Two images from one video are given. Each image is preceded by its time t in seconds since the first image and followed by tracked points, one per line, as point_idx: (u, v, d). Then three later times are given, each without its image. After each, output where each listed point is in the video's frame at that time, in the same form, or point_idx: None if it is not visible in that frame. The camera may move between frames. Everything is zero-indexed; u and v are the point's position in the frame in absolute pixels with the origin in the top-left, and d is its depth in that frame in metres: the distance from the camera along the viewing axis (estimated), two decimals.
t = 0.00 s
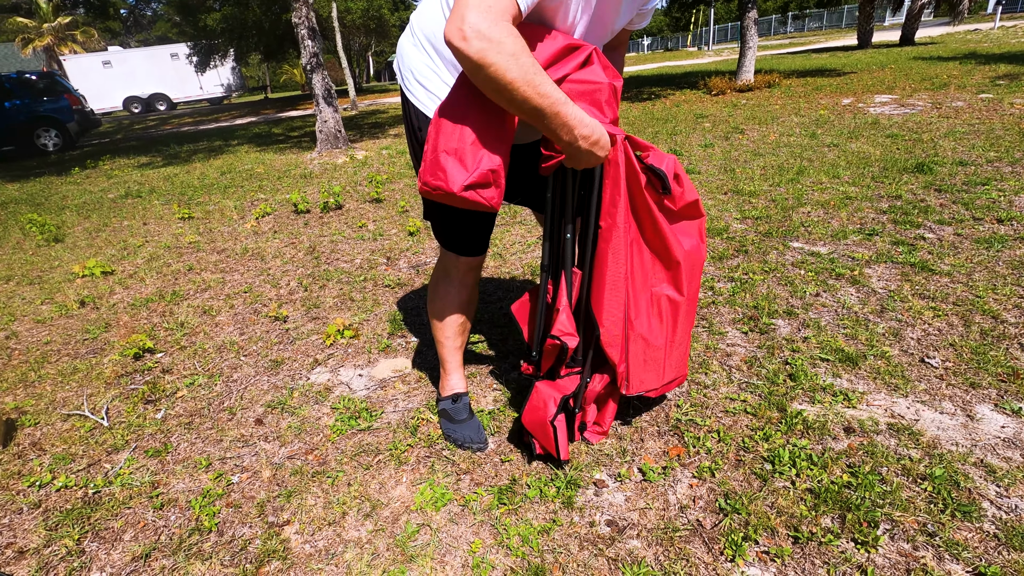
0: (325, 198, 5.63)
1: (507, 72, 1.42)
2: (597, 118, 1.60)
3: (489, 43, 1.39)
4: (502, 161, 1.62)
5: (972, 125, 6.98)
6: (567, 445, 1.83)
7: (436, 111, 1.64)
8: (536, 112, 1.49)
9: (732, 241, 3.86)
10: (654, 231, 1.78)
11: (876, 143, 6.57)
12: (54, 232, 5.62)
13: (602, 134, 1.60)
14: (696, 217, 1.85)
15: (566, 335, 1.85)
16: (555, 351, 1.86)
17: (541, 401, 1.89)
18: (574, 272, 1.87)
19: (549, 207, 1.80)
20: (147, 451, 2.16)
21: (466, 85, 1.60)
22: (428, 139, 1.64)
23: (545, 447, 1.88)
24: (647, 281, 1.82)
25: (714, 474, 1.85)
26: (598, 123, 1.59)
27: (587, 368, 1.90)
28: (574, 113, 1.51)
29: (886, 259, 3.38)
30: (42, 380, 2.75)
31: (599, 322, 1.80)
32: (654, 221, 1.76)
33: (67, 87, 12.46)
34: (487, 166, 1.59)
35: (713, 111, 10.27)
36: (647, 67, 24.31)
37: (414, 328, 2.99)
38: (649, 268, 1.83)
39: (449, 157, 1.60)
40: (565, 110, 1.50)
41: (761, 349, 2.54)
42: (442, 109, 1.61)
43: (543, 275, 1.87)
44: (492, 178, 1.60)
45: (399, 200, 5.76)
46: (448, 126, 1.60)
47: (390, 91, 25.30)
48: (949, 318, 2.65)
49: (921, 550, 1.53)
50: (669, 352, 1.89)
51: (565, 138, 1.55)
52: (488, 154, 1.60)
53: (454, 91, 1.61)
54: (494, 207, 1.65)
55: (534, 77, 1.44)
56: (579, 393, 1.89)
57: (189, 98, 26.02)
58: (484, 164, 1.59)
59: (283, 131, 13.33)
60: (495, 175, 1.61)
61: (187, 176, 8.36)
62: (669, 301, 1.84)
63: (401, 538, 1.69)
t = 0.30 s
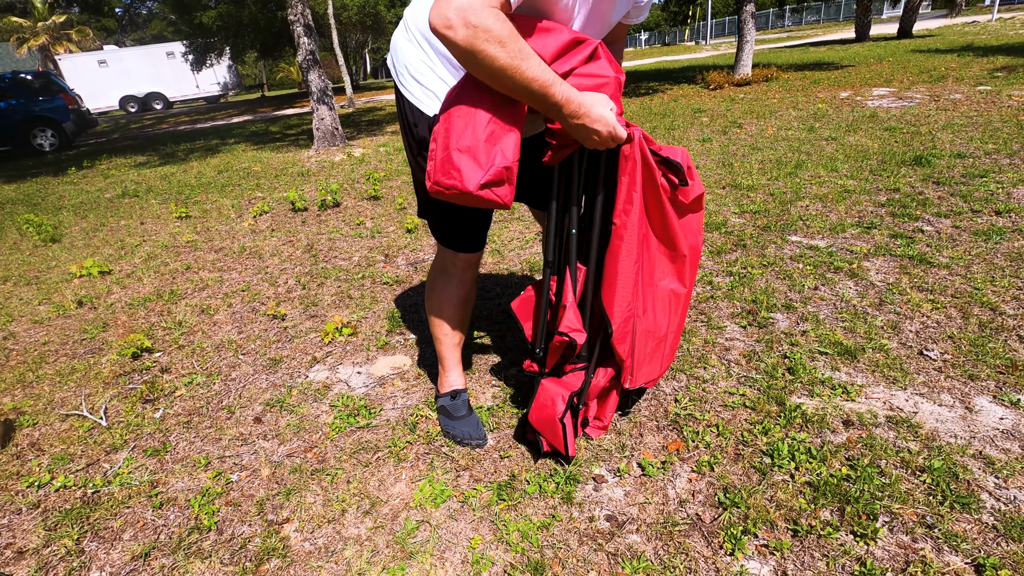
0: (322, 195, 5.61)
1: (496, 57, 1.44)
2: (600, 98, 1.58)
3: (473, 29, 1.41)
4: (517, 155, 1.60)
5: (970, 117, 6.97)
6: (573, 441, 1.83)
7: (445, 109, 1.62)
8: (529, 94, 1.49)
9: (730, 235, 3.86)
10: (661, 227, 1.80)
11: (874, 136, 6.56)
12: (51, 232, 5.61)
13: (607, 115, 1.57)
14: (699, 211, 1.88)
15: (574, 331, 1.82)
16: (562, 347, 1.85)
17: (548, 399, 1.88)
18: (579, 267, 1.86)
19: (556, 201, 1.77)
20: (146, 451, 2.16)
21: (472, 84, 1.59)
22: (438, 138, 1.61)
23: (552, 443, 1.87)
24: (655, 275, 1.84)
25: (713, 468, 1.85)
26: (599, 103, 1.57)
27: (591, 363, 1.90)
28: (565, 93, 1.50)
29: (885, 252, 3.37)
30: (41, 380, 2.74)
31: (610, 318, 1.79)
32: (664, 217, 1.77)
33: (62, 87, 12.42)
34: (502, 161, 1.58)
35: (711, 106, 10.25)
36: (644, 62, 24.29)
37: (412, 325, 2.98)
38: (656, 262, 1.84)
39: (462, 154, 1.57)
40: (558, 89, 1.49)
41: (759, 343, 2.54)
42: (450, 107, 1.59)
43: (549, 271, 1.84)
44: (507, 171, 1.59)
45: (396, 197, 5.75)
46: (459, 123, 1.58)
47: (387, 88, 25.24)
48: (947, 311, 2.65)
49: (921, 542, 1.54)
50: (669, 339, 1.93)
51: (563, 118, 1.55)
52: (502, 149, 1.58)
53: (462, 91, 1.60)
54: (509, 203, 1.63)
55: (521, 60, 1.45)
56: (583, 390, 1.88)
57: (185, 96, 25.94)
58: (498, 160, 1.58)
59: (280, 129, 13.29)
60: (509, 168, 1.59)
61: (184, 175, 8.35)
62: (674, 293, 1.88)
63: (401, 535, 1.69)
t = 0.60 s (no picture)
0: (320, 194, 5.60)
1: (484, 50, 1.45)
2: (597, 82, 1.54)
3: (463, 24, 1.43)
4: (499, 160, 1.60)
5: (968, 114, 6.97)
6: (571, 439, 1.84)
7: (433, 109, 1.62)
8: (521, 85, 1.50)
9: (729, 233, 3.86)
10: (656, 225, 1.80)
11: (872, 133, 6.56)
12: (49, 232, 5.60)
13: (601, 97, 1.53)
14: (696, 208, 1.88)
15: (569, 329, 1.83)
16: (557, 345, 1.85)
17: (543, 397, 1.88)
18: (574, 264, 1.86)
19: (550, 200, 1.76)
20: (145, 451, 2.16)
21: (464, 82, 1.59)
22: (425, 139, 1.63)
23: (550, 441, 1.87)
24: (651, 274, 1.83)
25: (713, 465, 1.85)
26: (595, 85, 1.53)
27: (587, 361, 1.91)
28: (559, 79, 1.50)
29: (884, 248, 3.37)
30: (39, 381, 2.74)
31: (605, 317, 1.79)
32: (659, 217, 1.77)
33: (59, 86, 12.38)
34: (484, 166, 1.58)
35: (709, 103, 10.24)
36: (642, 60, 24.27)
37: (411, 324, 2.98)
38: (652, 260, 1.84)
39: (446, 158, 1.59)
40: (548, 78, 1.49)
41: (759, 341, 2.54)
42: (438, 108, 1.59)
43: (544, 269, 1.84)
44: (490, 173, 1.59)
45: (395, 196, 5.74)
46: (445, 125, 1.58)
47: (386, 86, 25.22)
48: (946, 307, 2.66)
49: (920, 538, 1.54)
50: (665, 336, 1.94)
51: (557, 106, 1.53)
52: (485, 154, 1.58)
53: (452, 92, 1.59)
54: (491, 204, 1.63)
55: (510, 50, 1.45)
56: (580, 388, 1.88)
57: (183, 96, 25.88)
58: (481, 163, 1.58)
59: (278, 127, 13.27)
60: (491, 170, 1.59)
61: (182, 175, 8.33)
62: (670, 292, 1.89)
63: (401, 534, 1.69)
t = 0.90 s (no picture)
0: (320, 194, 5.60)
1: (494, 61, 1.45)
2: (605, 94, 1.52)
3: (469, 35, 1.44)
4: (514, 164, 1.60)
5: (968, 112, 6.97)
6: (573, 438, 1.84)
7: (442, 119, 1.61)
8: (526, 97, 1.50)
9: (729, 232, 3.85)
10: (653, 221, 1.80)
11: (872, 132, 6.55)
12: (49, 233, 5.59)
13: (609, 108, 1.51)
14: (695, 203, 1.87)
15: (571, 327, 1.82)
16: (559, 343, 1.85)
17: (546, 397, 1.87)
18: (575, 263, 1.86)
19: (551, 197, 1.75)
20: (145, 452, 2.15)
21: (468, 88, 1.58)
22: (439, 148, 1.63)
23: (553, 442, 1.87)
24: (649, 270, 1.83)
25: (714, 464, 1.85)
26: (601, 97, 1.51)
27: (588, 360, 1.90)
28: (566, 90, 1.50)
29: (884, 247, 3.37)
30: (39, 382, 2.74)
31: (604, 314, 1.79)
32: (655, 213, 1.77)
33: (58, 87, 12.38)
34: (498, 172, 1.59)
35: (708, 102, 10.23)
36: (641, 59, 24.26)
37: (412, 323, 2.98)
38: (650, 256, 1.84)
39: (462, 167, 1.60)
40: (554, 91, 1.49)
41: (759, 340, 2.54)
42: (447, 117, 1.59)
43: (544, 268, 1.83)
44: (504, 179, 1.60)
45: (395, 196, 5.74)
46: (458, 135, 1.58)
47: (385, 86, 25.22)
48: (947, 306, 2.65)
49: (921, 537, 1.54)
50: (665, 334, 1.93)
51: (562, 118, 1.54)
52: (499, 160, 1.59)
53: (461, 99, 1.58)
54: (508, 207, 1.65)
55: (518, 63, 1.46)
56: (582, 386, 1.88)
57: (182, 96, 25.89)
58: (495, 169, 1.58)
59: (277, 128, 13.27)
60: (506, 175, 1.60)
61: (182, 175, 8.33)
62: (669, 287, 1.88)
63: (402, 534, 1.68)
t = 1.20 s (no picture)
0: (323, 197, 5.61)
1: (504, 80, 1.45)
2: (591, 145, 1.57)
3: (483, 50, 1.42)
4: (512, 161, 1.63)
5: (972, 107, 6.93)
6: (577, 436, 1.84)
7: (441, 112, 1.61)
8: (526, 120, 1.51)
9: (733, 230, 3.85)
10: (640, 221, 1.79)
11: (875, 128, 6.53)
12: (54, 238, 5.63)
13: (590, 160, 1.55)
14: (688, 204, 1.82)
15: (571, 324, 1.83)
16: (561, 341, 1.84)
17: (548, 395, 1.87)
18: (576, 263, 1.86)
19: (549, 198, 1.78)
20: (152, 455, 2.16)
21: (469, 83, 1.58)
22: (438, 141, 1.63)
23: (556, 441, 1.87)
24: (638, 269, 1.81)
25: (720, 463, 1.84)
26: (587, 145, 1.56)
27: (590, 359, 1.89)
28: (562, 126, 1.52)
29: (888, 243, 3.36)
30: (46, 386, 2.75)
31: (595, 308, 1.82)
32: (641, 211, 1.76)
33: (62, 93, 12.45)
34: (497, 168, 1.61)
35: (710, 100, 10.22)
36: (642, 58, 24.23)
37: (416, 325, 2.99)
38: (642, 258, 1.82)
39: (461, 162, 1.61)
40: (552, 123, 1.51)
41: (764, 338, 2.53)
42: (447, 110, 1.58)
43: (544, 267, 1.84)
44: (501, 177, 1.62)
45: (397, 197, 5.75)
46: (458, 131, 1.59)
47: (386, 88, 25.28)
48: (952, 302, 2.65)
49: (929, 534, 1.53)
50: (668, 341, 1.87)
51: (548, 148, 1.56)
52: (498, 156, 1.61)
53: (460, 95, 1.59)
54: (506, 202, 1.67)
55: (526, 88, 1.46)
56: (584, 384, 1.88)
57: (185, 101, 26.00)
58: (492, 167, 1.61)
59: (279, 131, 13.30)
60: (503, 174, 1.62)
61: (186, 179, 8.36)
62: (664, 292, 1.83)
63: (408, 535, 1.69)
